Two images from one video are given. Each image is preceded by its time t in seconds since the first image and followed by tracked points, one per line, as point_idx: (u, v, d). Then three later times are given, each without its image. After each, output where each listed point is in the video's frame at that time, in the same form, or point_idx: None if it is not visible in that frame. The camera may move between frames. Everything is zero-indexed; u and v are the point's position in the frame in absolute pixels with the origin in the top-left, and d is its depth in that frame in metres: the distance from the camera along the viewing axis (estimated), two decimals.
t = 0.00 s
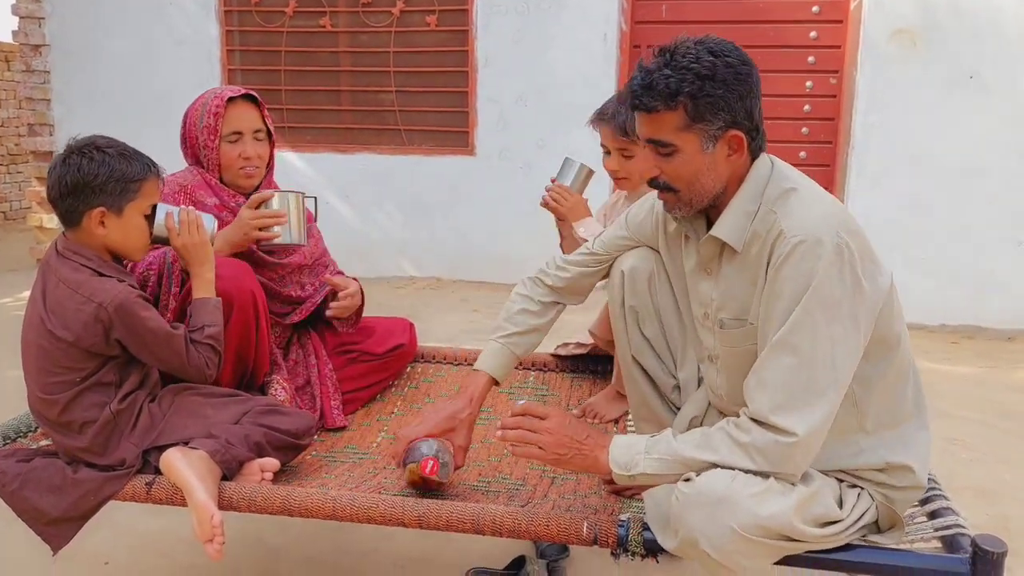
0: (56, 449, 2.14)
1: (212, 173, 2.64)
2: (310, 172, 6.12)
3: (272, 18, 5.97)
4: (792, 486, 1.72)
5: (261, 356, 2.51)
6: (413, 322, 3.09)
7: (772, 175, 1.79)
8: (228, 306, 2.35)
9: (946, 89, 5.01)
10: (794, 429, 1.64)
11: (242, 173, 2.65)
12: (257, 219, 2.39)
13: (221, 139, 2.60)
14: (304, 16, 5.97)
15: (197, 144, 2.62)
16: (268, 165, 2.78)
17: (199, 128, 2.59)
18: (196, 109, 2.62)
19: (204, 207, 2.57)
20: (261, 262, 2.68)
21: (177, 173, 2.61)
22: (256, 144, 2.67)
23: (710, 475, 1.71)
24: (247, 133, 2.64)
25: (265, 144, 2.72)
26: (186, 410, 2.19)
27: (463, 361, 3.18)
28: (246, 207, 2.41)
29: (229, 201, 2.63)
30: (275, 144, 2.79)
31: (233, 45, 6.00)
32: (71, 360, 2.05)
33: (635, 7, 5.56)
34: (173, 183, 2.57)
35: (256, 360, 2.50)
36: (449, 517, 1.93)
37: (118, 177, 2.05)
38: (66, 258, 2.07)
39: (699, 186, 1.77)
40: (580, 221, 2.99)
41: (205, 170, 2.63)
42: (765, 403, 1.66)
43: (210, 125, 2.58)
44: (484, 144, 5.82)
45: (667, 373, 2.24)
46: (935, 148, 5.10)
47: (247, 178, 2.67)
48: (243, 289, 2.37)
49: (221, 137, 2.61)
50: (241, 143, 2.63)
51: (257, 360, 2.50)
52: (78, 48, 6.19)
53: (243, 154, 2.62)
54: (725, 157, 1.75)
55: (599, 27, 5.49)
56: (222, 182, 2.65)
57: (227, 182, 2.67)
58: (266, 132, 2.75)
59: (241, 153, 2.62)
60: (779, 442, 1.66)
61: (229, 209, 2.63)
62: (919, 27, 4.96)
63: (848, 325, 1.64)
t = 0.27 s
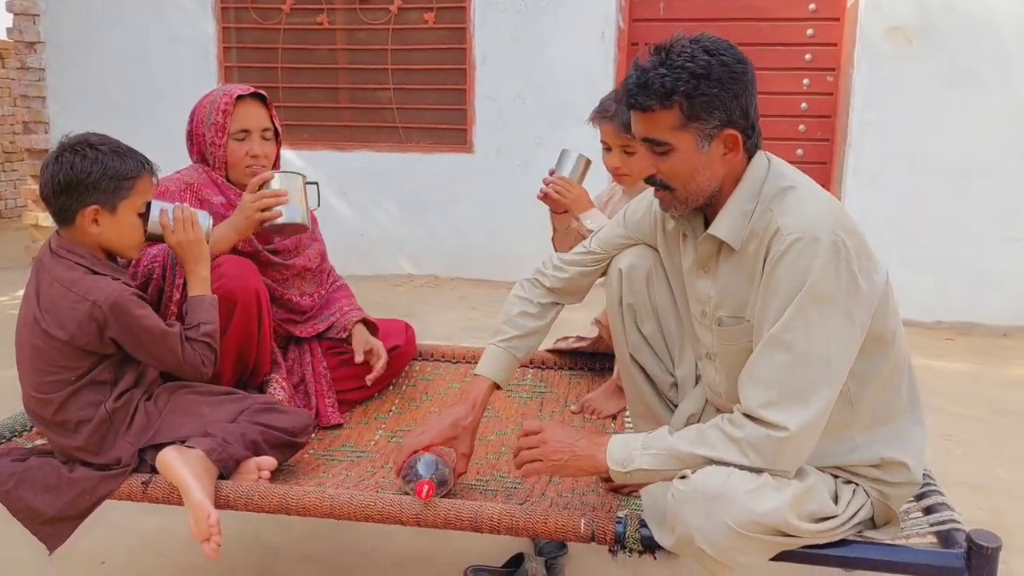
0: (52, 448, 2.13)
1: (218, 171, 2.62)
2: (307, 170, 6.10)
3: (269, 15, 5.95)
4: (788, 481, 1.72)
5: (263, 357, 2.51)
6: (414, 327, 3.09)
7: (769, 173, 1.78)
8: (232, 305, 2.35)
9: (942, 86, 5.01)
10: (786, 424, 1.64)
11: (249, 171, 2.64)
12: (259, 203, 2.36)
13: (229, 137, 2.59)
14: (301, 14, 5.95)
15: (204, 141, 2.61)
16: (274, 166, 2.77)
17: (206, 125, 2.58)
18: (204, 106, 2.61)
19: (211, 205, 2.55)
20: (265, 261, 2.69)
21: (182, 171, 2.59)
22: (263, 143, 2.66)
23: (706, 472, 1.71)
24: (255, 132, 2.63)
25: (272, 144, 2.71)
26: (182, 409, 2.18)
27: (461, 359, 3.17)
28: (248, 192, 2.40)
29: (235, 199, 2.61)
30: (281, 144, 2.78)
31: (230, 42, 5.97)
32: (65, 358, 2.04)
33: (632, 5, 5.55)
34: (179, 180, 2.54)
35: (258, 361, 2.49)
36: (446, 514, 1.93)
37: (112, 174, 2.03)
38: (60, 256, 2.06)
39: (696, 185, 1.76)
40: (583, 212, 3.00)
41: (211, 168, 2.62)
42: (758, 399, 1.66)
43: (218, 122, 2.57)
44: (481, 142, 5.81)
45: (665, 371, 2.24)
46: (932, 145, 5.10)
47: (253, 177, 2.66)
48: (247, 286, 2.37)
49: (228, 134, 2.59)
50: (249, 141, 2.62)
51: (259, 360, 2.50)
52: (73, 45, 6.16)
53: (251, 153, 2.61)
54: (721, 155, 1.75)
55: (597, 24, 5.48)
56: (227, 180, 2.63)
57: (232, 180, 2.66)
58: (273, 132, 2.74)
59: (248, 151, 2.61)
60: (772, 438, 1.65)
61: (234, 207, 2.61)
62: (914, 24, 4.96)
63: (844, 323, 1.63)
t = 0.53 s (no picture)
0: (48, 446, 2.13)
1: (221, 172, 2.62)
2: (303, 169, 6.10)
3: (265, 14, 5.94)
4: (783, 480, 1.72)
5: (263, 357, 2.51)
6: (412, 326, 3.08)
7: (763, 174, 1.78)
8: (234, 304, 2.35)
9: (937, 86, 5.03)
10: (779, 424, 1.64)
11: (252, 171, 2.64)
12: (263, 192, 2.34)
13: (231, 138, 2.59)
14: (297, 12, 5.94)
15: (207, 141, 2.60)
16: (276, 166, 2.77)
17: (209, 126, 2.58)
18: (207, 107, 2.61)
19: (214, 206, 2.55)
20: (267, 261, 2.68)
21: (185, 171, 2.58)
22: (265, 143, 2.66)
23: (701, 471, 1.72)
24: (257, 132, 2.63)
25: (275, 143, 2.71)
26: (178, 407, 2.19)
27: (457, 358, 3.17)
28: (250, 183, 2.39)
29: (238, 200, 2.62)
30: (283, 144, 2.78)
31: (226, 41, 5.96)
32: (61, 357, 2.04)
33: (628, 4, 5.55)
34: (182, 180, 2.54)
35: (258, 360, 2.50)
36: (443, 513, 1.93)
37: (105, 173, 2.03)
38: (55, 256, 2.06)
39: (687, 185, 1.77)
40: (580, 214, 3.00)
41: (214, 168, 2.62)
42: (751, 399, 1.67)
43: (221, 123, 2.57)
44: (478, 141, 5.81)
45: (660, 369, 2.24)
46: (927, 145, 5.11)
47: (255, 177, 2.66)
48: (251, 287, 2.37)
49: (231, 135, 2.59)
50: (251, 142, 2.62)
51: (259, 360, 2.50)
52: (69, 44, 6.15)
53: (254, 153, 2.61)
54: (713, 156, 1.75)
55: (593, 24, 5.49)
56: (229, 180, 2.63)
57: (234, 180, 2.66)
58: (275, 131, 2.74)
59: (251, 151, 2.61)
60: (764, 437, 1.66)
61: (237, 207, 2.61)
62: (909, 24, 4.97)
63: (837, 323, 1.64)
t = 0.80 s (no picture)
0: (52, 446, 2.13)
1: (227, 175, 2.63)
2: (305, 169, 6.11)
3: (268, 15, 5.95)
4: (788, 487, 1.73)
5: (264, 358, 2.52)
6: (414, 325, 3.09)
7: (785, 175, 1.79)
8: (235, 303, 2.36)
9: (938, 90, 5.03)
10: (790, 430, 1.65)
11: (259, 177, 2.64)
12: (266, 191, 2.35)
13: (240, 143, 2.59)
14: (300, 13, 5.95)
15: (215, 145, 2.61)
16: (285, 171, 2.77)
17: (218, 131, 2.59)
18: (216, 111, 2.61)
19: (219, 207, 2.55)
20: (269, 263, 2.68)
21: (192, 172, 2.60)
22: (274, 149, 2.66)
23: (706, 475, 1.72)
24: (266, 138, 2.63)
25: (283, 149, 2.71)
26: (182, 408, 2.20)
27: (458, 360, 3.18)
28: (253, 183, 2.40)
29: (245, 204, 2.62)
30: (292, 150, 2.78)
31: (230, 41, 5.98)
32: (65, 358, 2.04)
33: (630, 7, 5.56)
34: (189, 183, 2.54)
35: (258, 360, 2.50)
36: (445, 515, 1.94)
37: (109, 176, 2.03)
38: (60, 257, 2.06)
39: (711, 184, 1.78)
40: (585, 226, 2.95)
41: (221, 172, 2.63)
42: (763, 404, 1.67)
43: (229, 128, 2.57)
44: (479, 143, 5.81)
45: (664, 367, 2.24)
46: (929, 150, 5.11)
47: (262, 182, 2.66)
48: (251, 286, 2.38)
49: (239, 140, 2.60)
50: (260, 148, 2.62)
51: (260, 360, 2.51)
52: (73, 43, 6.16)
53: (262, 159, 2.62)
54: (737, 155, 1.76)
55: (595, 27, 5.50)
56: (235, 184, 2.64)
57: (241, 184, 2.66)
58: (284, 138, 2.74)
59: (259, 157, 2.61)
60: (775, 443, 1.66)
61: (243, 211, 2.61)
62: (911, 28, 4.97)
63: (851, 331, 1.65)
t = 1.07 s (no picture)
0: (54, 448, 2.14)
1: (231, 180, 2.63)
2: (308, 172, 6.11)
3: (272, 18, 5.96)
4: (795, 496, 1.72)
5: (265, 361, 2.52)
6: (414, 327, 3.09)
7: (815, 175, 1.78)
8: (235, 305, 2.36)
9: (940, 97, 5.03)
10: (801, 441, 1.64)
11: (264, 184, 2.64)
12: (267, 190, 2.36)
13: (246, 151, 2.59)
14: (304, 16, 5.96)
15: (221, 150, 2.61)
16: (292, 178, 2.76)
17: (225, 137, 2.59)
18: (225, 117, 2.61)
19: (221, 210, 2.56)
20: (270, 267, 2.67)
21: (196, 175, 2.60)
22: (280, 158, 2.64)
23: (713, 480, 1.71)
24: (273, 147, 2.62)
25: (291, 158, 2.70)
26: (185, 411, 2.20)
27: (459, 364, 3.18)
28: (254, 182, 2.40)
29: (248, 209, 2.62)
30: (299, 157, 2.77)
31: (233, 44, 5.99)
32: (70, 360, 2.04)
33: (632, 12, 5.57)
34: (193, 186, 2.55)
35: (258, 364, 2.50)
36: (446, 521, 1.94)
37: (116, 179, 2.04)
38: (65, 259, 2.07)
39: (738, 178, 1.77)
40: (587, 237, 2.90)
41: (225, 176, 2.63)
42: (776, 415, 1.66)
43: (237, 136, 2.57)
44: (481, 146, 5.82)
45: (660, 369, 2.23)
46: (931, 156, 5.11)
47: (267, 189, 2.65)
48: (251, 288, 2.38)
49: (246, 148, 2.59)
50: (266, 156, 2.60)
51: (261, 363, 2.51)
52: (77, 44, 6.18)
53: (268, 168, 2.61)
54: (766, 151, 1.75)
55: (597, 32, 5.51)
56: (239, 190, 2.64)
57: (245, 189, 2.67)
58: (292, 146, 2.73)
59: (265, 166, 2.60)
60: (786, 454, 1.66)
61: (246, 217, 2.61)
62: (914, 35, 4.98)
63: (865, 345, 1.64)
